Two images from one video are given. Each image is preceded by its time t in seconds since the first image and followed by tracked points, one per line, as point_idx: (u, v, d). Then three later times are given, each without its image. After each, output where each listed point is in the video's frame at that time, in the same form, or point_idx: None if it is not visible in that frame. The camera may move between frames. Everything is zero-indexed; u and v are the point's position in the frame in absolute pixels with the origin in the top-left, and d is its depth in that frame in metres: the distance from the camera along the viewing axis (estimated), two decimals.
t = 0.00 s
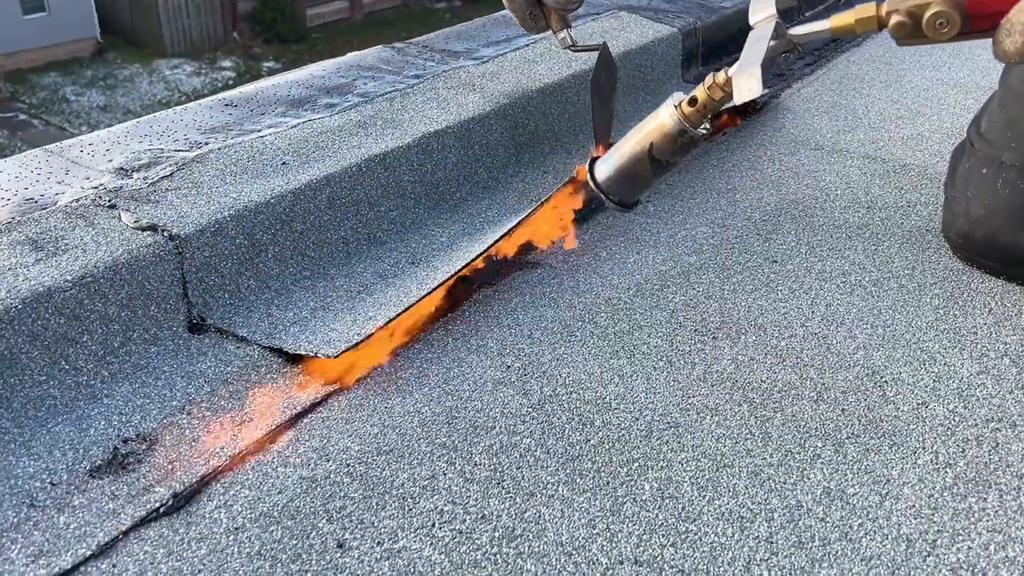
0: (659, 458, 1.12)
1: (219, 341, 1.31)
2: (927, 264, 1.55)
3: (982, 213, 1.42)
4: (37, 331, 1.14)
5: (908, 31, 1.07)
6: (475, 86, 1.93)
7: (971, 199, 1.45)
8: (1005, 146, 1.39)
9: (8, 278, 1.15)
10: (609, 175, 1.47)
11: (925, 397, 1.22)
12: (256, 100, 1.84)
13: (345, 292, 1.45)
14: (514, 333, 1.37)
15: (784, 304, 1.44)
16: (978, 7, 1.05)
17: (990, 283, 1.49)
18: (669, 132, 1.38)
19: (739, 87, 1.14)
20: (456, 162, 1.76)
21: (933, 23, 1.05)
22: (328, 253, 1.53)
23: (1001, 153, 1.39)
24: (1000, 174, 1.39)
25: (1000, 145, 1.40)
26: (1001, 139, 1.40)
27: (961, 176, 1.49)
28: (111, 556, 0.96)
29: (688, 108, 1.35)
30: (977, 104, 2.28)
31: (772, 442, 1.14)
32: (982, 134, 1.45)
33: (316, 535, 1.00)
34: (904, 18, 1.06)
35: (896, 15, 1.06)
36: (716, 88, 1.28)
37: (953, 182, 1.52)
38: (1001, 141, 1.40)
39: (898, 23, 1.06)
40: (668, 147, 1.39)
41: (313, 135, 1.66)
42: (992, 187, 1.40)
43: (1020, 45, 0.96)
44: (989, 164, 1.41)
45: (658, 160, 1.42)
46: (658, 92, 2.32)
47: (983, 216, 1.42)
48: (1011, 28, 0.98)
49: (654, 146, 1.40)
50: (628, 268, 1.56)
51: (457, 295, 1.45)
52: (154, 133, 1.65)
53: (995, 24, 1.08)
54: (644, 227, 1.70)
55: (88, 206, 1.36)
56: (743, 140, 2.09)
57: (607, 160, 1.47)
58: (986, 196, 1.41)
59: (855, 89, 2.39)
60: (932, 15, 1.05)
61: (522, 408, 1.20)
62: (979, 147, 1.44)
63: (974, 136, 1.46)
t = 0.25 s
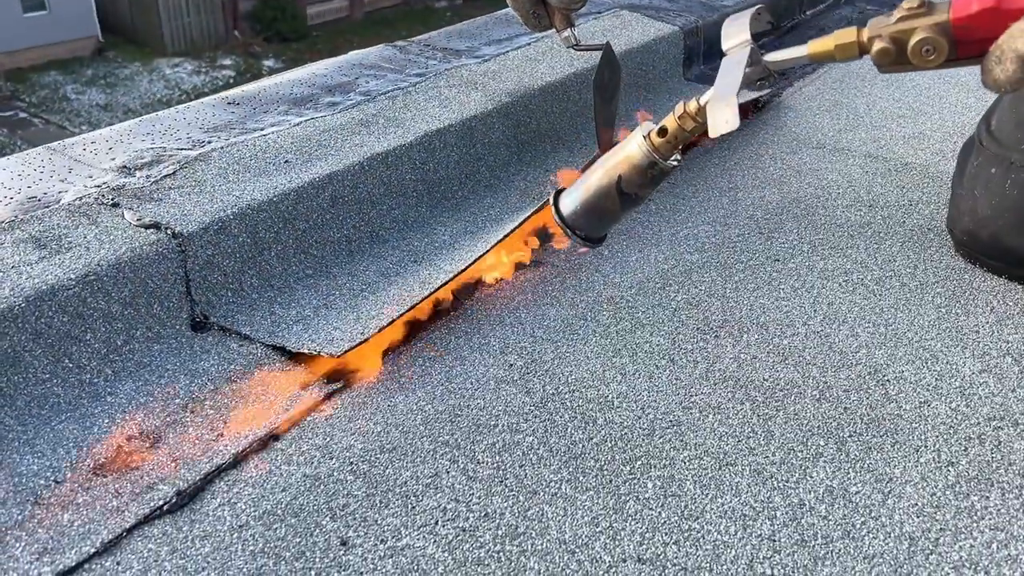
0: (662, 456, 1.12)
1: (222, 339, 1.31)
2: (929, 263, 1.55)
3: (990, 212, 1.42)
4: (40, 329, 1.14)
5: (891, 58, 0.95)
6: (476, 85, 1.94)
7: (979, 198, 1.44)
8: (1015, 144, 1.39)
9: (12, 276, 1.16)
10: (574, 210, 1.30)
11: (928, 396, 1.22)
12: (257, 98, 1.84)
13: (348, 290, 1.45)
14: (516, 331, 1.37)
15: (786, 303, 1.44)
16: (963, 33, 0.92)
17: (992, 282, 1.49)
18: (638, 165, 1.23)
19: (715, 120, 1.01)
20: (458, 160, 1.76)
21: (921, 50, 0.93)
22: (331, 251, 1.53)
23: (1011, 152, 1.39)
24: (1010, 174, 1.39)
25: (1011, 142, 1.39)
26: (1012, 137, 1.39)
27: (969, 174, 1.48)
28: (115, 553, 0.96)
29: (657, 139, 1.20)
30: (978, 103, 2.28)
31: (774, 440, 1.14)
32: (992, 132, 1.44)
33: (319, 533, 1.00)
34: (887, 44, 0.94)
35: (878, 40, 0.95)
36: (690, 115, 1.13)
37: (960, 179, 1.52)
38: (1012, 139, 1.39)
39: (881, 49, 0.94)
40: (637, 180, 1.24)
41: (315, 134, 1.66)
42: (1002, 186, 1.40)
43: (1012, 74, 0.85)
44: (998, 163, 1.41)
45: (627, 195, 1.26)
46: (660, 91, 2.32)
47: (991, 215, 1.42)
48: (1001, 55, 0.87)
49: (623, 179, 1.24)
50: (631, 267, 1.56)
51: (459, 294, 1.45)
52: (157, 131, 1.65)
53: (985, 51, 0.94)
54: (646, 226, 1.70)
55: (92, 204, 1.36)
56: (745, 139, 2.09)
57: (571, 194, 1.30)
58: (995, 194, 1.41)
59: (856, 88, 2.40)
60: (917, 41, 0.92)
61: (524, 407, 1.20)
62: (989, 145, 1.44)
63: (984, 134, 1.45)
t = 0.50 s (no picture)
0: (663, 455, 1.12)
1: (223, 338, 1.31)
2: (930, 262, 1.55)
3: (995, 212, 1.41)
4: (41, 327, 1.14)
5: (887, 74, 0.96)
6: (477, 83, 1.93)
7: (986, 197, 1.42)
8: None
9: (12, 274, 1.16)
10: (561, 222, 1.31)
11: (929, 395, 1.22)
12: (258, 97, 1.84)
13: (348, 289, 1.45)
14: (517, 330, 1.37)
15: (787, 302, 1.44)
16: (962, 50, 0.94)
17: (993, 280, 1.49)
18: (627, 180, 1.24)
19: (704, 137, 1.00)
20: (458, 159, 1.76)
21: (917, 68, 0.94)
22: (331, 250, 1.53)
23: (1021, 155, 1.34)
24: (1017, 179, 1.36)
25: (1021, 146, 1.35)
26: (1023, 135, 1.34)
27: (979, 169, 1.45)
28: (115, 552, 0.96)
29: (646, 154, 1.22)
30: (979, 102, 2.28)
31: (775, 439, 1.14)
32: (1002, 129, 1.38)
33: (320, 532, 1.00)
34: (882, 59, 0.95)
35: (873, 56, 0.95)
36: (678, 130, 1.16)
37: (971, 171, 1.49)
38: None
39: (876, 65, 0.95)
40: (626, 195, 1.25)
41: (316, 132, 1.66)
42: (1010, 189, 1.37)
43: (1011, 92, 0.89)
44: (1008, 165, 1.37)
45: (616, 210, 1.27)
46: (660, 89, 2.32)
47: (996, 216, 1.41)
48: (1000, 72, 0.90)
49: (611, 193, 1.25)
50: (631, 265, 1.55)
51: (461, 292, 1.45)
52: (157, 130, 1.65)
53: (983, 68, 0.96)
54: (647, 224, 1.70)
55: (92, 202, 1.36)
56: (746, 137, 2.09)
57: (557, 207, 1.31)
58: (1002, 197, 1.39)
59: (857, 87, 2.39)
60: (914, 58, 0.93)
61: (525, 405, 1.20)
62: (999, 143, 1.39)
63: (995, 131, 1.40)
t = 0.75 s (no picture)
0: (659, 455, 1.12)
1: (219, 338, 1.31)
2: (928, 262, 1.55)
3: (992, 211, 1.42)
4: (36, 328, 1.14)
5: (956, 32, 0.82)
6: (475, 83, 1.93)
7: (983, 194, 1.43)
8: None
9: (8, 274, 1.15)
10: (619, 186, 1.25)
11: (926, 395, 1.22)
12: (255, 97, 1.84)
13: (345, 289, 1.45)
14: (514, 330, 1.37)
15: (785, 302, 1.44)
16: None
17: (991, 281, 1.48)
18: (688, 143, 1.16)
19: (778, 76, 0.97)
20: (456, 158, 1.76)
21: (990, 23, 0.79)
22: (328, 250, 1.53)
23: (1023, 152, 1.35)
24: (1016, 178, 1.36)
25: None
26: None
27: (977, 165, 1.45)
28: (110, 552, 0.96)
29: (709, 115, 1.12)
30: (978, 101, 2.27)
31: (772, 439, 1.14)
32: (997, 124, 1.41)
33: (315, 532, 1.00)
34: (951, 16, 0.82)
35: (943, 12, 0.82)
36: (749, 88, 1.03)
37: (966, 168, 1.49)
38: None
39: (945, 23, 0.82)
40: (685, 161, 1.17)
41: (313, 132, 1.66)
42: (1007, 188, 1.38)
43: None
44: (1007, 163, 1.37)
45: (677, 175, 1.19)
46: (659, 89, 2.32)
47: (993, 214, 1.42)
48: None
49: (670, 158, 1.17)
50: (629, 265, 1.55)
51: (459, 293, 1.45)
52: (154, 130, 1.65)
53: None
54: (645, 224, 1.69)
55: (88, 202, 1.36)
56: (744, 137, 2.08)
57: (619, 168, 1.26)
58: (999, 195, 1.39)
59: (856, 86, 2.39)
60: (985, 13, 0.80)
61: (521, 406, 1.20)
62: (993, 137, 1.41)
63: (989, 126, 1.42)
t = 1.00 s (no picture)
0: (659, 455, 1.12)
1: (219, 338, 1.31)
2: (928, 261, 1.55)
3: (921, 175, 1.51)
4: (36, 327, 1.14)
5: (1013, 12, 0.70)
6: (475, 83, 1.93)
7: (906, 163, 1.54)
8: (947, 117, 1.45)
9: (8, 274, 1.15)
10: (894, 212, 1.18)
11: (926, 395, 1.22)
12: (256, 96, 1.84)
13: (345, 289, 1.45)
14: (514, 330, 1.37)
15: (785, 302, 1.44)
16: None
17: (991, 281, 1.48)
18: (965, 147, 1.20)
19: None
20: (456, 158, 1.76)
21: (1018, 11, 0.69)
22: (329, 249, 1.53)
23: (934, 128, 1.48)
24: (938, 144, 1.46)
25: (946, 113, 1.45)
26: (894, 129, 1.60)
27: (892, 141, 1.60)
28: (110, 552, 0.96)
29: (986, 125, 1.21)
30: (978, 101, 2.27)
31: (772, 439, 1.14)
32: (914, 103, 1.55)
33: (315, 532, 1.00)
34: None
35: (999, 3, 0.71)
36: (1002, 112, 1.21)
37: (884, 141, 1.65)
38: (941, 112, 1.46)
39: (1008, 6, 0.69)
40: (967, 163, 1.18)
41: (314, 131, 1.66)
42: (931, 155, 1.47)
43: None
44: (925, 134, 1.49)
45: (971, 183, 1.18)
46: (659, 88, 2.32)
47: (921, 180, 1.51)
48: None
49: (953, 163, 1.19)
50: (629, 265, 1.55)
51: (459, 293, 1.46)
52: (155, 129, 1.65)
53: None
54: (645, 224, 1.70)
55: (89, 202, 1.36)
56: (744, 137, 2.08)
57: (882, 198, 1.22)
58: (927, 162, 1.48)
59: (856, 86, 2.39)
60: None
61: (521, 406, 1.20)
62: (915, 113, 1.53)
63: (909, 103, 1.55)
